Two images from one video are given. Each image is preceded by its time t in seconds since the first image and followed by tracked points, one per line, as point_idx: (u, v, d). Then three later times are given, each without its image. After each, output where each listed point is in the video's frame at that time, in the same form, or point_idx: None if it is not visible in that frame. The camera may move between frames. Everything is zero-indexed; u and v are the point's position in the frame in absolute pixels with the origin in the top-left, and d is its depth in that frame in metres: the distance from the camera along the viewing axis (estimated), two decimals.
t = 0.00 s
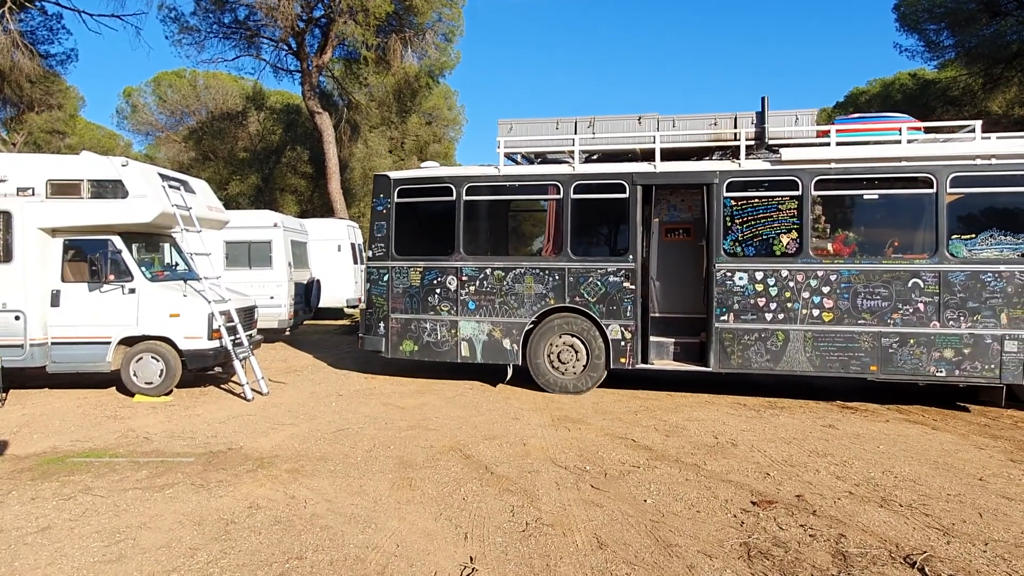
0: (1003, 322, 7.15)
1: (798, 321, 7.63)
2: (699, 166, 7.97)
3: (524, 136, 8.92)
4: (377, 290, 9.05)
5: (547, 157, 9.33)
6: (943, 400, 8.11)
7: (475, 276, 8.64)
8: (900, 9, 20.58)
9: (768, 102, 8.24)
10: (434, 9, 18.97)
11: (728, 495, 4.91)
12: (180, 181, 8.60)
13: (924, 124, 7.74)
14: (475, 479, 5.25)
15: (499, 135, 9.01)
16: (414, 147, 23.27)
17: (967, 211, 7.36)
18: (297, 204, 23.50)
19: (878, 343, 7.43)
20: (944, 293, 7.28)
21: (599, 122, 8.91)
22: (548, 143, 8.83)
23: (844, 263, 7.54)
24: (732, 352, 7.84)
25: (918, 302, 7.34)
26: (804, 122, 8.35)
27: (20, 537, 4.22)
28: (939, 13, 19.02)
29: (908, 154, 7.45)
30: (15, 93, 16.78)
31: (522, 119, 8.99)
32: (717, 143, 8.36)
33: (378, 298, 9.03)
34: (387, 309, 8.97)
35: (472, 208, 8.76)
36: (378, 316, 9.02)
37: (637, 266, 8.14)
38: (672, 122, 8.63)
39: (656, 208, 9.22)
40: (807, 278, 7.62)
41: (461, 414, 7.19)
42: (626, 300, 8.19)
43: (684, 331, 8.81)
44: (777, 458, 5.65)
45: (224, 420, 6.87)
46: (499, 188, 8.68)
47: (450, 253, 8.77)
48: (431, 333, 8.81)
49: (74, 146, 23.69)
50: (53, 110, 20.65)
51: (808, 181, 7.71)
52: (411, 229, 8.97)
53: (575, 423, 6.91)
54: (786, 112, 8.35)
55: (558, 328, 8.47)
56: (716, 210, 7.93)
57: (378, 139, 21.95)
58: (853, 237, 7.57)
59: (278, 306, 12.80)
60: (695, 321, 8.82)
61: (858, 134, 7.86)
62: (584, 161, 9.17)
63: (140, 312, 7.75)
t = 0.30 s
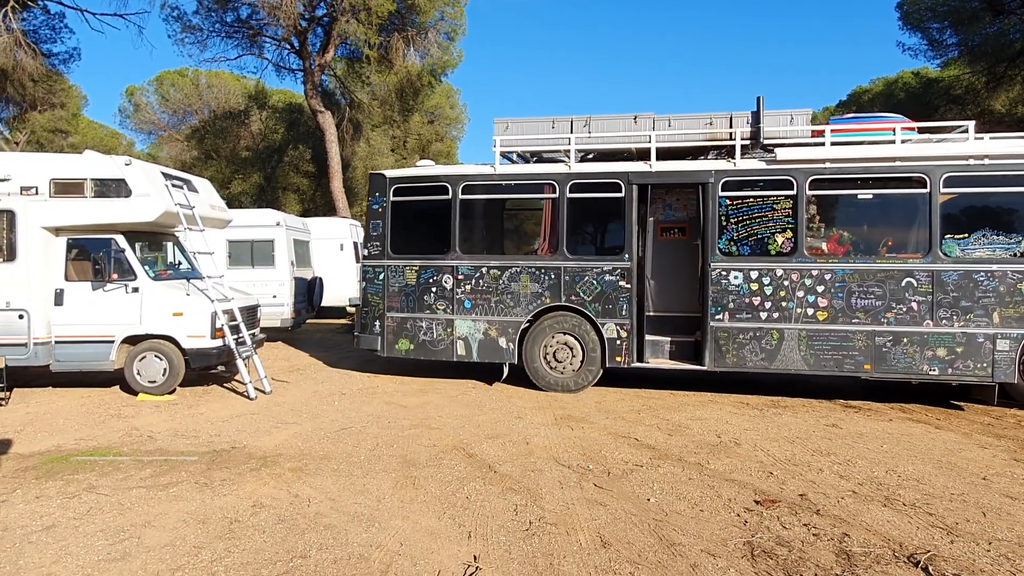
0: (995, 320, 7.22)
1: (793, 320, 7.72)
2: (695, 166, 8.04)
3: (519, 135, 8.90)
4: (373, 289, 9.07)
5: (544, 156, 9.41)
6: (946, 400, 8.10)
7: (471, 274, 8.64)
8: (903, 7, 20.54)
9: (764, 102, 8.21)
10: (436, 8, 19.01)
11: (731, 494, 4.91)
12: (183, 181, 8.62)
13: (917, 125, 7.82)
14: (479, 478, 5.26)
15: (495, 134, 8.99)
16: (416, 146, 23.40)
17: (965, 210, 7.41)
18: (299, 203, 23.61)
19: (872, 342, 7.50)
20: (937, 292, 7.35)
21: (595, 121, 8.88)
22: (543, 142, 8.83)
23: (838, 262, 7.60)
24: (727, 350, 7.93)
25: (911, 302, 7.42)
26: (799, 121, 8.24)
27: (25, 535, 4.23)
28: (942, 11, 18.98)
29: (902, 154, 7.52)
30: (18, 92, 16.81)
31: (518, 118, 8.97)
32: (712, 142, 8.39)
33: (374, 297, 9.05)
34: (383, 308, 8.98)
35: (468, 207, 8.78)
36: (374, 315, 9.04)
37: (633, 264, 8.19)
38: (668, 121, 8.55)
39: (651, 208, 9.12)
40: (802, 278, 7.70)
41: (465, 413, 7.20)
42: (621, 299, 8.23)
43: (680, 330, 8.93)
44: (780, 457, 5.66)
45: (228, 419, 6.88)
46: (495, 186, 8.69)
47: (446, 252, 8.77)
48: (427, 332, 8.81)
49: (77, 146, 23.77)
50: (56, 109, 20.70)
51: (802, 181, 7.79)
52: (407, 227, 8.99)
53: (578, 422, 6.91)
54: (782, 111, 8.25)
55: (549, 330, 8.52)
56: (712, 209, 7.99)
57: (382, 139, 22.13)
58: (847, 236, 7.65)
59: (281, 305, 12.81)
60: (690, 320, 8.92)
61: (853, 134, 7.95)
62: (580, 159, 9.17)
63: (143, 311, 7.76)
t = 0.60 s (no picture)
0: (998, 320, 7.26)
1: (796, 319, 7.75)
2: (698, 165, 8.08)
3: (522, 134, 8.91)
4: (377, 287, 9.09)
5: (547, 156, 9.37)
6: (960, 400, 8.03)
7: (475, 273, 8.67)
8: (916, 4, 20.37)
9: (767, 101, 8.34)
10: (446, 8, 19.05)
11: (744, 494, 4.90)
12: (196, 180, 8.67)
13: (920, 124, 7.84)
14: (490, 477, 5.27)
15: (498, 133, 9.03)
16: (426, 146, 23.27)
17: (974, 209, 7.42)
18: (311, 203, 23.65)
19: (875, 341, 7.53)
20: (940, 291, 7.38)
21: (599, 120, 8.95)
22: (546, 141, 8.82)
23: (842, 261, 7.64)
24: (730, 349, 7.96)
25: (914, 301, 7.45)
26: (803, 121, 8.42)
27: (42, 532, 4.27)
28: (956, 8, 18.80)
29: (905, 153, 7.54)
30: (32, 94, 16.95)
31: (522, 118, 9.04)
32: (716, 142, 8.42)
33: (377, 296, 9.06)
34: (387, 306, 9.00)
35: (472, 206, 8.81)
36: (377, 313, 9.06)
37: (636, 263, 8.20)
38: (671, 121, 8.66)
39: (655, 206, 9.13)
40: (805, 277, 7.73)
41: (476, 412, 7.21)
42: (625, 298, 8.25)
43: (682, 329, 8.88)
44: (792, 456, 5.64)
45: (241, 417, 6.92)
46: (499, 185, 8.72)
47: (449, 251, 8.80)
48: (430, 331, 8.82)
49: (90, 146, 23.98)
50: (69, 110, 20.88)
51: (806, 180, 7.82)
52: (410, 227, 9.01)
53: (589, 421, 6.91)
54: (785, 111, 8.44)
55: (548, 331, 8.54)
56: (715, 208, 8.03)
57: (393, 138, 21.96)
58: (850, 236, 7.68)
59: (293, 304, 12.89)
60: (693, 318, 8.88)
61: (856, 134, 7.97)
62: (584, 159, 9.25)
63: (157, 310, 7.82)
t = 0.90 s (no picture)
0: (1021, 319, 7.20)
1: (816, 318, 7.71)
2: (715, 163, 8.07)
3: (539, 133, 8.89)
4: (394, 285, 9.12)
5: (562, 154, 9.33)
6: (994, 401, 7.89)
7: (493, 271, 8.71)
8: None
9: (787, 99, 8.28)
10: (469, 6, 19.08)
11: (773, 495, 4.86)
12: (224, 180, 8.77)
13: (942, 122, 7.79)
14: (518, 475, 5.28)
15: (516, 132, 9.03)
16: (449, 145, 23.32)
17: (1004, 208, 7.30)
18: (335, 202, 23.66)
19: (895, 340, 7.48)
20: (962, 290, 7.34)
21: (617, 118, 8.95)
22: (563, 139, 8.81)
23: (861, 259, 7.63)
24: (748, 347, 7.93)
25: (935, 300, 7.40)
26: (823, 118, 8.36)
27: (79, 525, 4.36)
28: (988, 2, 18.43)
29: (926, 150, 7.54)
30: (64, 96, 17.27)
31: (539, 116, 9.04)
32: (735, 139, 8.39)
33: (395, 293, 9.10)
34: (404, 304, 9.03)
35: (490, 204, 8.84)
36: (395, 311, 9.09)
37: (654, 261, 8.16)
38: (690, 118, 8.63)
39: (673, 205, 9.22)
40: (824, 275, 7.71)
41: (501, 410, 7.23)
42: (642, 296, 8.22)
43: (700, 327, 9.02)
44: (822, 457, 5.58)
45: (269, 414, 7.00)
46: (517, 184, 8.76)
47: (467, 250, 8.84)
48: (448, 329, 8.85)
49: (119, 146, 24.45)
50: (98, 112, 21.25)
51: (825, 178, 7.81)
52: (428, 225, 9.05)
53: (615, 420, 6.89)
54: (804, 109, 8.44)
55: (563, 334, 8.54)
56: (733, 206, 8.04)
57: (416, 138, 22.02)
58: (870, 234, 7.67)
59: (318, 302, 12.95)
60: (711, 316, 9.01)
61: (876, 132, 7.96)
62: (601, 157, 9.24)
63: (186, 307, 7.93)
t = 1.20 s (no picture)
0: None
1: (834, 319, 7.73)
2: (734, 163, 8.07)
3: (557, 132, 8.89)
4: (411, 285, 9.14)
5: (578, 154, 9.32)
6: None
7: (509, 271, 8.72)
8: None
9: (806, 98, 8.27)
10: (493, 6, 19.10)
11: (803, 497, 4.81)
12: (253, 181, 8.90)
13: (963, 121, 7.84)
14: (545, 474, 5.29)
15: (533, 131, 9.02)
16: (473, 145, 23.38)
17: None
18: (359, 202, 23.87)
19: (915, 341, 7.48)
20: (983, 291, 7.32)
21: (634, 117, 8.92)
22: (581, 139, 8.79)
23: (881, 259, 7.62)
24: (766, 347, 7.95)
25: (955, 300, 7.39)
26: (842, 118, 8.40)
27: (115, 519, 4.44)
28: None
29: (946, 150, 7.53)
30: (96, 99, 17.59)
31: (556, 116, 9.03)
32: (753, 139, 8.40)
33: (412, 293, 9.12)
34: (421, 304, 9.05)
35: (506, 203, 8.85)
36: (412, 311, 9.12)
37: (671, 262, 8.20)
38: (707, 118, 8.61)
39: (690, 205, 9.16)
40: (843, 275, 7.72)
41: (527, 410, 7.24)
42: (659, 296, 8.24)
43: (718, 327, 9.04)
44: (853, 459, 5.52)
45: (297, 412, 7.08)
46: (534, 184, 8.78)
47: (483, 249, 8.86)
48: (465, 328, 8.87)
49: (148, 147, 24.90)
50: (128, 114, 21.66)
51: (845, 177, 7.80)
52: (445, 225, 9.07)
53: (641, 420, 6.86)
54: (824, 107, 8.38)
55: (576, 340, 8.57)
56: (751, 206, 8.05)
57: (440, 138, 22.13)
58: (890, 234, 7.67)
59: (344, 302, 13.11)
60: (729, 316, 9.02)
61: (894, 132, 8.04)
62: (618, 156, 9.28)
63: (217, 307, 8.07)
